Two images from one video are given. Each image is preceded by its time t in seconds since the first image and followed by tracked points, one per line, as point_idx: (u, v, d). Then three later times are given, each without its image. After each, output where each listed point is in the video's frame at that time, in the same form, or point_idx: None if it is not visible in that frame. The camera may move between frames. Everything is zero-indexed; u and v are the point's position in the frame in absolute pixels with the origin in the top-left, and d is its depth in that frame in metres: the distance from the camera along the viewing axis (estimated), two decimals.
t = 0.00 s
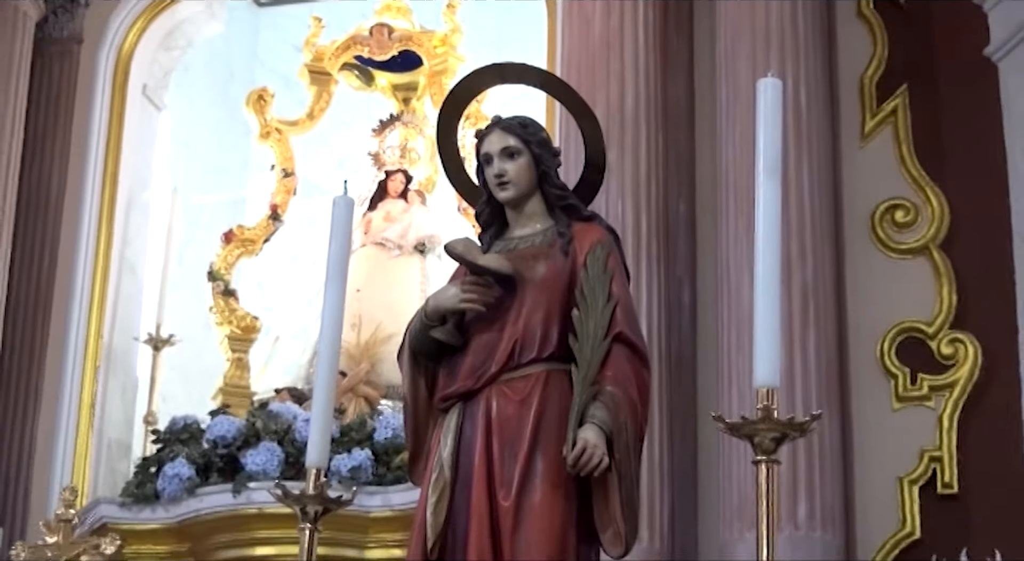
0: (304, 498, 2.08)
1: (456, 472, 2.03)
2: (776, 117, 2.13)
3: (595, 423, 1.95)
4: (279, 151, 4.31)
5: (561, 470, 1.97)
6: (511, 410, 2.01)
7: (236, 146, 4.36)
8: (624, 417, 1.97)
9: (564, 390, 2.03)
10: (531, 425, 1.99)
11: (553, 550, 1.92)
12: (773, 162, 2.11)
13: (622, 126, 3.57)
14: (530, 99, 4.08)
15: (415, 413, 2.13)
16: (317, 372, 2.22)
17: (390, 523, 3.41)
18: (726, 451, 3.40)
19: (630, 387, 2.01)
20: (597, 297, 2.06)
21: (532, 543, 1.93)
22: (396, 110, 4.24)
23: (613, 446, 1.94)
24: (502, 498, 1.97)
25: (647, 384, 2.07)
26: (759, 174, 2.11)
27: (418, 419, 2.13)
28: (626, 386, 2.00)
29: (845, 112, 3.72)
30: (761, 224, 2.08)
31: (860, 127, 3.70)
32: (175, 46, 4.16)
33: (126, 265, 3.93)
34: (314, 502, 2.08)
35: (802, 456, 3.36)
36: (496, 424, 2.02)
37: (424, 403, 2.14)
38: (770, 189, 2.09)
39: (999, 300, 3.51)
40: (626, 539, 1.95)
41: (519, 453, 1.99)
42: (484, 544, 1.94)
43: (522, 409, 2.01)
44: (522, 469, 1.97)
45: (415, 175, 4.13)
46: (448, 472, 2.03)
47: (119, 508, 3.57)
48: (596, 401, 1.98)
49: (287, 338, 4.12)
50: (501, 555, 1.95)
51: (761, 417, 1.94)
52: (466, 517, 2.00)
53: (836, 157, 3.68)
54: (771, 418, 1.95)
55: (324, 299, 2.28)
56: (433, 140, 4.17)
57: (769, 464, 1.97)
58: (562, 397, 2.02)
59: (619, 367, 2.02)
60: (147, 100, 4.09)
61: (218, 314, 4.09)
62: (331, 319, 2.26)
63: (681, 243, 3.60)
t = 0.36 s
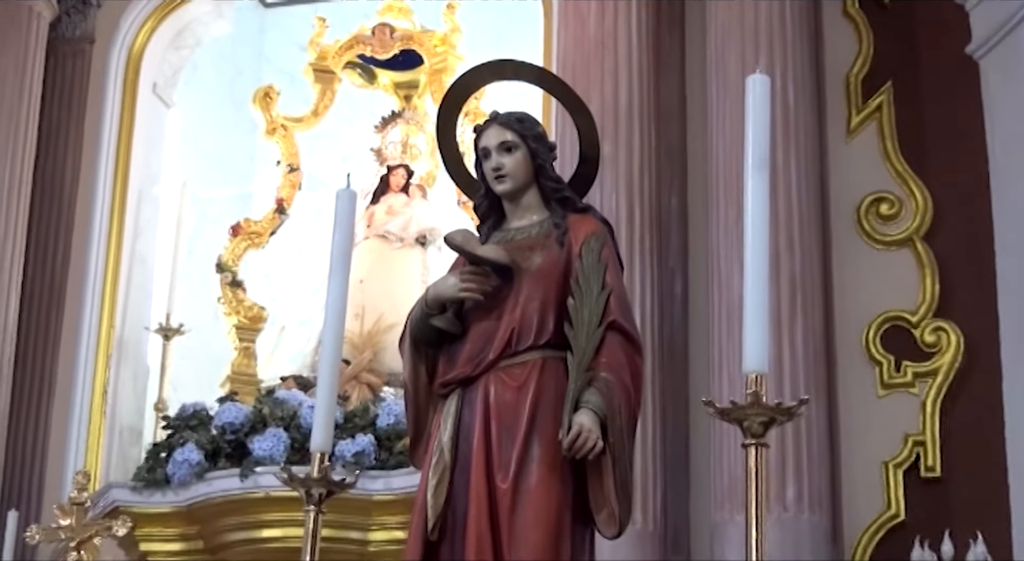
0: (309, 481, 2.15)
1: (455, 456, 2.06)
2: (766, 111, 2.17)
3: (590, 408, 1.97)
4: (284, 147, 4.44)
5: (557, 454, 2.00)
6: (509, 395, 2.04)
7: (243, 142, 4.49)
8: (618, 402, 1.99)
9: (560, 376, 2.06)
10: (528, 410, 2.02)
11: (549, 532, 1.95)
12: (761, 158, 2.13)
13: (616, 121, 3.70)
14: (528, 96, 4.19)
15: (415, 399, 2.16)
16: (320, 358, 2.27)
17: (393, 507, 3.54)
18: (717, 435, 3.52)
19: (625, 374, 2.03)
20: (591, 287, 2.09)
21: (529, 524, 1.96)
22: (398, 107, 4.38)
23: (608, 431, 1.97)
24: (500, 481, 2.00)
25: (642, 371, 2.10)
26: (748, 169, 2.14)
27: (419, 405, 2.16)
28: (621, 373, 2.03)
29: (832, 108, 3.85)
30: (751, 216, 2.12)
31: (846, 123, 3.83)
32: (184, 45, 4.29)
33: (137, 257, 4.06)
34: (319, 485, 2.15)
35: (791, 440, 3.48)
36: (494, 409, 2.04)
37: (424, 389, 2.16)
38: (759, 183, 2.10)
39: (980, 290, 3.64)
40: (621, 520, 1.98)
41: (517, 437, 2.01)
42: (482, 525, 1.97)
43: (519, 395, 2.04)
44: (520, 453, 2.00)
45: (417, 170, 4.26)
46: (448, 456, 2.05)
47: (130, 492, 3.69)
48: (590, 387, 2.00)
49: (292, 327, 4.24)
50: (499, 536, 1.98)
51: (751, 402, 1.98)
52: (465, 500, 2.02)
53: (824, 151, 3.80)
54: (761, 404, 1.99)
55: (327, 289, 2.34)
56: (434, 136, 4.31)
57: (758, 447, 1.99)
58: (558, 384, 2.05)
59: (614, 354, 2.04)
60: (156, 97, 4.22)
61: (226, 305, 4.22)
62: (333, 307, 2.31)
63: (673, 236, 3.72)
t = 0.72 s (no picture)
0: (314, 468, 2.22)
1: (455, 443, 2.13)
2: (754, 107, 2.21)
3: (585, 397, 2.05)
4: (290, 145, 4.58)
5: (553, 440, 2.08)
6: (507, 384, 2.12)
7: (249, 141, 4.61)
8: (612, 391, 2.08)
9: (556, 366, 2.14)
10: (525, 398, 2.10)
11: (546, 515, 2.03)
12: (750, 152, 2.18)
13: (610, 120, 3.83)
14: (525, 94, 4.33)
15: (416, 389, 2.23)
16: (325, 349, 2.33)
17: (395, 492, 3.67)
18: (708, 422, 3.65)
19: (618, 363, 2.11)
20: (586, 279, 2.17)
21: (527, 508, 2.03)
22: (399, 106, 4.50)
23: (603, 418, 2.05)
24: (498, 467, 2.07)
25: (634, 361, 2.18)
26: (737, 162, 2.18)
27: (420, 395, 2.24)
28: (615, 362, 2.11)
29: (819, 107, 3.98)
30: (741, 208, 2.16)
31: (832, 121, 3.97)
32: (192, 47, 4.43)
33: (148, 252, 4.20)
34: (324, 472, 2.21)
35: (780, 428, 3.60)
36: (492, 398, 2.12)
37: (424, 379, 2.24)
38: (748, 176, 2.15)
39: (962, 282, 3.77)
40: (615, 504, 2.06)
41: (515, 424, 2.09)
42: (481, 510, 2.04)
43: (517, 384, 2.12)
44: (517, 440, 2.08)
45: (417, 167, 4.37)
46: (448, 443, 2.13)
47: (141, 480, 3.82)
48: (585, 376, 2.09)
49: (298, 319, 4.35)
50: (498, 521, 2.05)
51: (738, 391, 2.04)
52: (465, 485, 2.10)
53: (811, 149, 3.93)
54: (749, 393, 2.04)
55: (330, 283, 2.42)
56: (434, 134, 4.43)
57: (747, 434, 2.06)
58: (554, 373, 2.13)
59: (608, 345, 2.12)
60: (165, 97, 4.35)
61: (233, 297, 4.36)
62: (339, 302, 2.38)
63: (665, 230, 3.85)
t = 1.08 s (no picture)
0: (318, 458, 2.30)
1: (454, 434, 2.17)
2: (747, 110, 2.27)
3: (581, 389, 2.09)
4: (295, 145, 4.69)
5: (550, 432, 2.12)
6: (504, 377, 2.16)
7: (256, 140, 4.78)
8: (607, 384, 2.12)
9: (553, 360, 2.18)
10: (522, 390, 2.13)
11: (542, 505, 2.07)
12: (739, 153, 2.26)
13: (606, 121, 3.95)
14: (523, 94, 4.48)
15: (416, 381, 2.27)
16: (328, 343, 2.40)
17: (397, 481, 3.80)
18: (700, 414, 3.77)
19: (613, 357, 2.16)
20: (582, 275, 2.21)
21: (524, 498, 2.07)
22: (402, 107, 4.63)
23: (598, 410, 2.09)
24: (496, 457, 2.11)
25: (628, 354, 2.22)
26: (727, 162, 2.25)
27: (420, 387, 2.28)
28: (609, 356, 2.15)
29: (807, 108, 4.11)
30: (732, 207, 2.24)
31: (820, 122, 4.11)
32: (201, 48, 4.58)
33: (157, 248, 4.33)
34: (326, 463, 2.30)
35: (769, 420, 3.70)
36: (491, 390, 2.16)
37: (425, 372, 2.28)
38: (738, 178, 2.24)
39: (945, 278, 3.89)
40: (609, 494, 2.10)
41: (512, 416, 2.13)
42: (480, 499, 2.08)
43: (514, 377, 2.16)
44: (515, 431, 2.11)
45: (419, 166, 4.52)
46: (447, 434, 2.17)
47: (151, 468, 3.95)
48: (581, 369, 2.13)
49: (303, 313, 4.48)
50: (495, 510, 2.09)
51: (729, 384, 2.09)
52: (464, 475, 2.14)
53: (800, 149, 4.06)
54: (740, 385, 2.10)
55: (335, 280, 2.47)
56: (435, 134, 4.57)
57: (737, 425, 2.12)
58: (550, 367, 2.17)
59: (602, 339, 2.16)
60: (175, 97, 4.50)
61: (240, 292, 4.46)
62: (342, 298, 2.45)
63: (659, 229, 3.99)
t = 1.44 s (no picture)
0: (323, 447, 2.42)
1: (454, 426, 2.29)
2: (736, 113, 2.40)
3: (577, 383, 2.21)
4: (300, 145, 4.83)
5: (547, 423, 2.23)
6: (503, 370, 2.28)
7: (262, 141, 4.92)
8: (602, 377, 2.24)
9: (550, 354, 2.30)
10: (520, 383, 2.25)
11: (540, 492, 2.18)
12: (730, 155, 2.38)
13: (600, 123, 4.09)
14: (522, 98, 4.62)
15: (418, 373, 2.40)
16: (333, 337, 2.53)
17: (399, 470, 3.94)
18: (691, 407, 3.91)
19: (608, 350, 2.27)
20: (578, 272, 2.33)
21: (521, 487, 2.19)
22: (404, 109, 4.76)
23: (593, 403, 2.21)
24: (495, 448, 2.23)
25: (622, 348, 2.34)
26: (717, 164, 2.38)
27: (422, 378, 2.41)
28: (604, 350, 2.27)
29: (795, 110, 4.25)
30: (723, 206, 2.35)
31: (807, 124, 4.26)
32: (210, 52, 4.75)
33: (166, 245, 4.52)
34: (331, 453, 2.41)
35: (758, 413, 3.84)
36: (490, 383, 2.28)
37: (427, 365, 2.41)
38: (728, 179, 2.36)
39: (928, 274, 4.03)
40: (604, 483, 2.22)
41: (510, 408, 2.24)
42: (479, 486, 2.19)
43: (512, 370, 2.28)
44: (513, 422, 2.23)
45: (420, 165, 4.64)
46: (448, 425, 2.28)
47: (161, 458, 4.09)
48: (577, 363, 2.24)
49: (308, 308, 4.62)
50: (494, 497, 2.20)
51: (719, 377, 2.22)
52: (464, 464, 2.25)
53: (788, 150, 4.21)
54: (730, 378, 2.23)
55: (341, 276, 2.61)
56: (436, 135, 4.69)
57: (727, 417, 2.25)
58: (547, 360, 2.29)
59: (597, 334, 2.28)
60: (184, 100, 4.67)
61: (247, 287, 4.61)
62: (346, 294, 2.57)
63: (652, 227, 4.13)
